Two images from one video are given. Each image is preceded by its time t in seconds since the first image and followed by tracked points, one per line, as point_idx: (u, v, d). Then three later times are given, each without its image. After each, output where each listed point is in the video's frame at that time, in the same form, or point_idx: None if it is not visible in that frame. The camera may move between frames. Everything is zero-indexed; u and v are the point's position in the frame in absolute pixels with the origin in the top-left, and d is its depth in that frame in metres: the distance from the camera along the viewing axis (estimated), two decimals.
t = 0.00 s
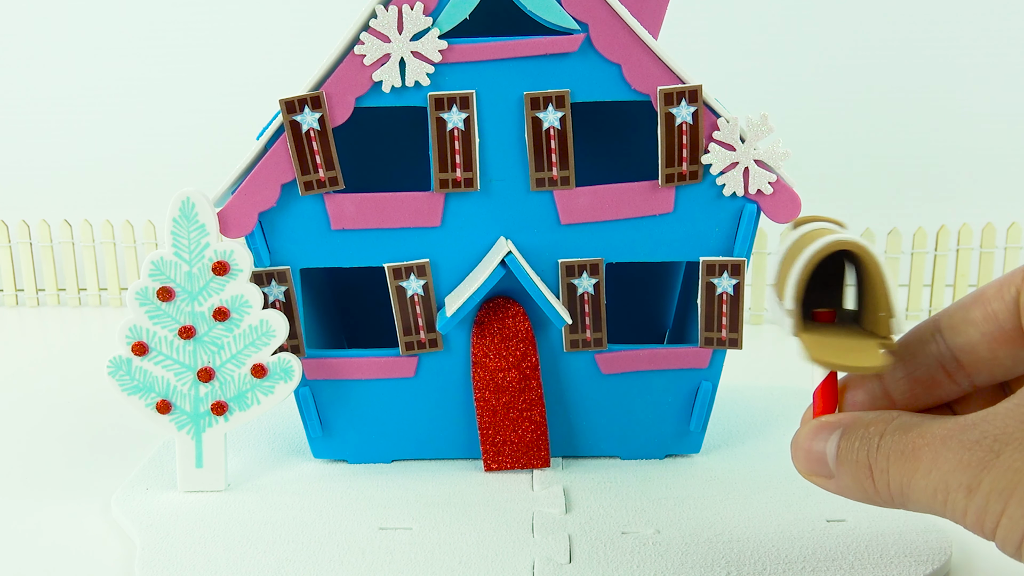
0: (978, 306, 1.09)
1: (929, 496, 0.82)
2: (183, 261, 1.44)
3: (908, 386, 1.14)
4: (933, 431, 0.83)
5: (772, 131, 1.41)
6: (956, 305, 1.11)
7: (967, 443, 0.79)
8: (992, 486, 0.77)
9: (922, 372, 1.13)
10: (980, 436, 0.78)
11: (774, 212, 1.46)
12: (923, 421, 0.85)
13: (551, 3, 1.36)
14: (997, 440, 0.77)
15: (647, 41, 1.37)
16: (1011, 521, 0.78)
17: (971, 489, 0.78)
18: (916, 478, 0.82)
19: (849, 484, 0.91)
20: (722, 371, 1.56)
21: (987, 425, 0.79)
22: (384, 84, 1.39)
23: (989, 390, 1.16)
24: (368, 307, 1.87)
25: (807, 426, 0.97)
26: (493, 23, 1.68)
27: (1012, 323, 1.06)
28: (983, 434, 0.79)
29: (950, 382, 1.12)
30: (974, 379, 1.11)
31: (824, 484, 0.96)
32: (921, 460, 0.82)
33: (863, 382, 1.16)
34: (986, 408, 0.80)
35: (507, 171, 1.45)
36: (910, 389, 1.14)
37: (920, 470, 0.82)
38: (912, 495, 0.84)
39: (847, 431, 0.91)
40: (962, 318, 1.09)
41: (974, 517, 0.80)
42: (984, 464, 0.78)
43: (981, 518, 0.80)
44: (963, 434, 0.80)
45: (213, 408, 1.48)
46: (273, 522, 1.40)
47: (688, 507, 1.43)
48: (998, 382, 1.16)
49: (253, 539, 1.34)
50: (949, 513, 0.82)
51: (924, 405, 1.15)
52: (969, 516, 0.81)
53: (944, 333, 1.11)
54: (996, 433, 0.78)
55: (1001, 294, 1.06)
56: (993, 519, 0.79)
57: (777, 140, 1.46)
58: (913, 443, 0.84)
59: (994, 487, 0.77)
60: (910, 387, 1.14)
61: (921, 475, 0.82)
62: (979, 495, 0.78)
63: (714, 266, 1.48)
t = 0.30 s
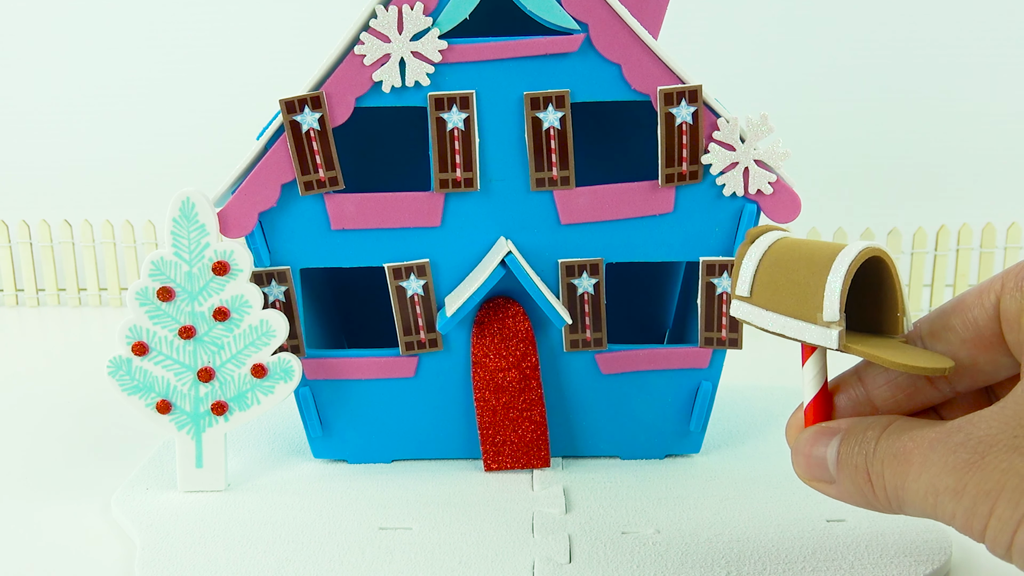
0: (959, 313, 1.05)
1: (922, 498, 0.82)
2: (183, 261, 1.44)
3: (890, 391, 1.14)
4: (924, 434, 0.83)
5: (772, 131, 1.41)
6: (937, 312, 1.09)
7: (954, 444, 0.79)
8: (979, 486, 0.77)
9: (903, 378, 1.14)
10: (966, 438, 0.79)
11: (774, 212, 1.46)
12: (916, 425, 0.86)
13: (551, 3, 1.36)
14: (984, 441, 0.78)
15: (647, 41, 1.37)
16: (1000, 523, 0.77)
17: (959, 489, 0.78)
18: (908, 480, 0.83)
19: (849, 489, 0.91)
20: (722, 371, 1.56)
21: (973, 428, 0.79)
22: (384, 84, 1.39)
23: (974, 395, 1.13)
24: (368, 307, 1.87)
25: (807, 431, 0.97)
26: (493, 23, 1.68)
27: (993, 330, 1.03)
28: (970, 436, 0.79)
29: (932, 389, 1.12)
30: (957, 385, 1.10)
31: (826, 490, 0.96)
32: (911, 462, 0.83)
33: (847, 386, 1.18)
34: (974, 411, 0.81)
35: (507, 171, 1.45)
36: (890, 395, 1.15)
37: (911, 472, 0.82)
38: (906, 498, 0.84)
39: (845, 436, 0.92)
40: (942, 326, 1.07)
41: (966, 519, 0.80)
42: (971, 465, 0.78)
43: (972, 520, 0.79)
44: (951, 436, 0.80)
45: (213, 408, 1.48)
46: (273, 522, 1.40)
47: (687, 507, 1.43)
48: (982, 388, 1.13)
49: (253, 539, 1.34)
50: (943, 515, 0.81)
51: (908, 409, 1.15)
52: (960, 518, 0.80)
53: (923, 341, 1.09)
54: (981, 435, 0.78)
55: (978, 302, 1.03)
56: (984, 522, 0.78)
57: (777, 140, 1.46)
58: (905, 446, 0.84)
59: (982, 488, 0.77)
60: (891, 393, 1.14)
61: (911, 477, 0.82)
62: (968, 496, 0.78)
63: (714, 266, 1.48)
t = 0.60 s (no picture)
0: (967, 306, 1.09)
1: (896, 484, 0.82)
2: (183, 261, 1.44)
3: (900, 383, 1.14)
4: (903, 422, 0.83)
5: (772, 131, 1.41)
6: (947, 305, 1.12)
7: (930, 434, 0.80)
8: (951, 476, 0.77)
9: (913, 371, 1.13)
10: (942, 428, 0.79)
11: (774, 212, 1.46)
12: (897, 412, 0.86)
13: (551, 3, 1.36)
14: (959, 431, 0.77)
15: (647, 40, 1.37)
16: (968, 513, 0.77)
17: (931, 477, 0.78)
18: (884, 466, 0.83)
19: (829, 474, 0.92)
20: (722, 371, 1.56)
21: (949, 418, 0.79)
22: (384, 84, 1.39)
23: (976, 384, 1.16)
24: (368, 306, 1.87)
25: (796, 419, 0.98)
26: (493, 23, 1.68)
27: (998, 323, 1.06)
28: (946, 426, 0.79)
29: (940, 380, 1.12)
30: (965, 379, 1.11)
31: (810, 476, 0.97)
32: (889, 448, 0.83)
33: (859, 379, 1.16)
34: (954, 401, 0.81)
35: (507, 171, 1.45)
36: (902, 387, 1.14)
37: (887, 458, 0.83)
38: (882, 484, 0.84)
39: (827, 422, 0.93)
40: (951, 317, 1.10)
41: (936, 508, 0.79)
42: (944, 455, 0.78)
43: (941, 509, 0.79)
44: (928, 425, 0.80)
45: (212, 408, 1.48)
46: (273, 522, 1.40)
47: (685, 507, 1.43)
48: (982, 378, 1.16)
49: (253, 539, 1.34)
50: (915, 502, 0.82)
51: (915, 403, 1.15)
52: (931, 506, 0.80)
53: (934, 333, 1.11)
54: (956, 425, 0.78)
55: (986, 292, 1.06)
56: (952, 511, 0.78)
57: (777, 140, 1.46)
58: (884, 433, 0.84)
59: (952, 479, 0.77)
60: (901, 385, 1.14)
61: (887, 463, 0.83)
62: (939, 485, 0.78)
63: (714, 266, 1.48)
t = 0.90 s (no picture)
0: (984, 283, 1.08)
1: (883, 458, 0.80)
2: (183, 261, 1.44)
3: (919, 359, 1.13)
4: (893, 397, 0.82)
5: (772, 131, 1.41)
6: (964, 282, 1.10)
7: (918, 409, 0.78)
8: (935, 450, 0.75)
9: (931, 346, 1.12)
10: (931, 403, 0.77)
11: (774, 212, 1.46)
12: (889, 388, 0.84)
13: (551, 3, 1.36)
14: (945, 408, 0.76)
15: (647, 40, 1.37)
16: (950, 487, 0.75)
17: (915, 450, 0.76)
18: (872, 440, 0.81)
19: (823, 449, 0.90)
20: (722, 371, 1.56)
21: (938, 394, 0.78)
22: (384, 84, 1.39)
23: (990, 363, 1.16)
24: (368, 307, 1.87)
25: (797, 393, 0.96)
26: (493, 23, 1.69)
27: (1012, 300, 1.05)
28: (935, 402, 0.77)
29: (957, 356, 1.11)
30: (982, 355, 1.11)
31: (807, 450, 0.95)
32: (879, 423, 0.81)
33: (878, 355, 1.14)
34: (944, 378, 0.79)
35: (507, 171, 1.45)
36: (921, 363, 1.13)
37: (876, 432, 0.81)
38: (870, 457, 0.83)
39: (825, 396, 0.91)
40: (967, 295, 1.09)
41: (921, 481, 0.77)
42: (930, 430, 0.76)
43: (925, 481, 0.77)
44: (917, 401, 0.79)
45: (212, 408, 1.48)
46: (273, 522, 1.40)
47: (685, 507, 1.43)
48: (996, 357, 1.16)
49: (254, 539, 1.34)
50: (901, 475, 0.80)
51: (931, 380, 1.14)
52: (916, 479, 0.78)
53: (952, 308, 1.10)
54: (944, 401, 0.76)
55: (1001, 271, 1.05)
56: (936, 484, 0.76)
57: (777, 140, 1.46)
58: (874, 407, 0.83)
59: (937, 452, 0.75)
60: (920, 361, 1.13)
61: (876, 437, 0.81)
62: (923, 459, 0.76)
63: (714, 266, 1.48)
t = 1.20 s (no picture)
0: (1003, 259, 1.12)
1: (899, 418, 0.85)
2: (183, 261, 1.44)
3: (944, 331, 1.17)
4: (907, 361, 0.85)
5: (772, 131, 1.41)
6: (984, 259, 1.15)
7: (931, 372, 0.82)
8: (945, 411, 0.79)
9: (957, 318, 1.16)
10: (942, 367, 0.81)
11: (774, 212, 1.46)
12: (906, 352, 0.87)
13: (551, 3, 1.36)
14: (955, 371, 0.80)
15: (647, 40, 1.37)
16: (957, 445, 0.80)
17: (927, 412, 0.81)
18: (887, 402, 0.85)
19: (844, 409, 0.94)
20: (722, 371, 1.56)
21: (950, 358, 0.82)
22: (384, 84, 1.39)
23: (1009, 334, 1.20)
24: (368, 306, 1.87)
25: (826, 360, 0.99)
26: (493, 23, 1.69)
27: None
28: (946, 366, 0.81)
29: (979, 327, 1.16)
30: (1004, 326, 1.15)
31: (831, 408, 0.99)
32: (896, 385, 0.85)
33: (905, 328, 1.20)
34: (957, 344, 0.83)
35: (507, 171, 1.45)
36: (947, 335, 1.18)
37: (893, 394, 0.85)
38: (886, 418, 0.87)
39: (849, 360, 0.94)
40: (989, 269, 1.13)
41: (932, 440, 0.82)
42: (942, 392, 0.80)
43: (934, 439, 0.82)
44: (931, 365, 0.83)
45: (212, 408, 1.48)
46: (273, 522, 1.40)
47: (686, 507, 1.43)
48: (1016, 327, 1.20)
49: (254, 539, 1.34)
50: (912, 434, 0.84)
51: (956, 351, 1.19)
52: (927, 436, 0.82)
53: (974, 282, 1.14)
54: (955, 365, 0.81)
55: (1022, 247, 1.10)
56: (943, 443, 0.81)
57: (777, 140, 1.46)
58: (890, 370, 0.86)
59: (946, 413, 0.79)
60: (945, 332, 1.17)
61: (891, 399, 0.85)
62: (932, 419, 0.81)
63: (714, 266, 1.48)
